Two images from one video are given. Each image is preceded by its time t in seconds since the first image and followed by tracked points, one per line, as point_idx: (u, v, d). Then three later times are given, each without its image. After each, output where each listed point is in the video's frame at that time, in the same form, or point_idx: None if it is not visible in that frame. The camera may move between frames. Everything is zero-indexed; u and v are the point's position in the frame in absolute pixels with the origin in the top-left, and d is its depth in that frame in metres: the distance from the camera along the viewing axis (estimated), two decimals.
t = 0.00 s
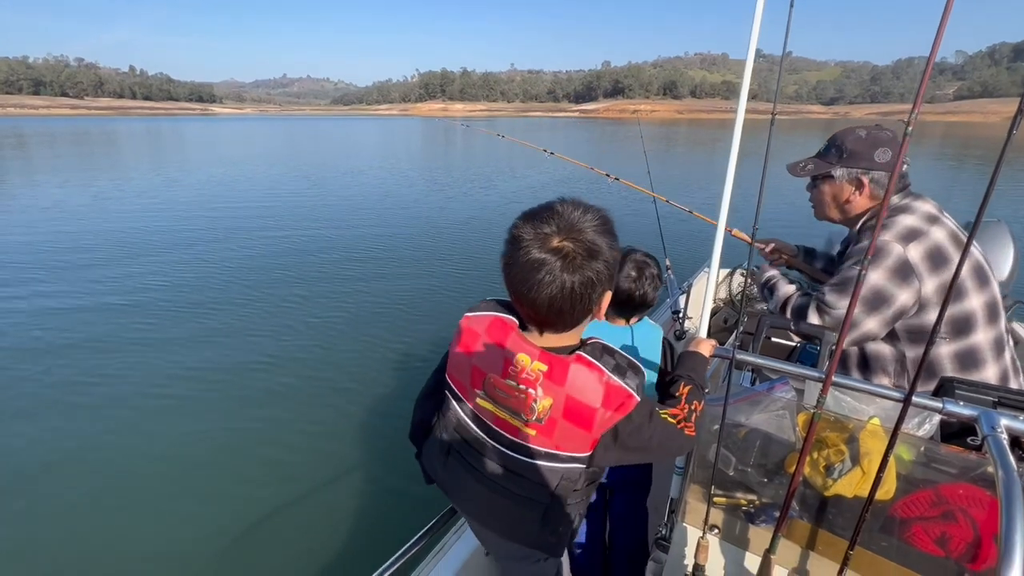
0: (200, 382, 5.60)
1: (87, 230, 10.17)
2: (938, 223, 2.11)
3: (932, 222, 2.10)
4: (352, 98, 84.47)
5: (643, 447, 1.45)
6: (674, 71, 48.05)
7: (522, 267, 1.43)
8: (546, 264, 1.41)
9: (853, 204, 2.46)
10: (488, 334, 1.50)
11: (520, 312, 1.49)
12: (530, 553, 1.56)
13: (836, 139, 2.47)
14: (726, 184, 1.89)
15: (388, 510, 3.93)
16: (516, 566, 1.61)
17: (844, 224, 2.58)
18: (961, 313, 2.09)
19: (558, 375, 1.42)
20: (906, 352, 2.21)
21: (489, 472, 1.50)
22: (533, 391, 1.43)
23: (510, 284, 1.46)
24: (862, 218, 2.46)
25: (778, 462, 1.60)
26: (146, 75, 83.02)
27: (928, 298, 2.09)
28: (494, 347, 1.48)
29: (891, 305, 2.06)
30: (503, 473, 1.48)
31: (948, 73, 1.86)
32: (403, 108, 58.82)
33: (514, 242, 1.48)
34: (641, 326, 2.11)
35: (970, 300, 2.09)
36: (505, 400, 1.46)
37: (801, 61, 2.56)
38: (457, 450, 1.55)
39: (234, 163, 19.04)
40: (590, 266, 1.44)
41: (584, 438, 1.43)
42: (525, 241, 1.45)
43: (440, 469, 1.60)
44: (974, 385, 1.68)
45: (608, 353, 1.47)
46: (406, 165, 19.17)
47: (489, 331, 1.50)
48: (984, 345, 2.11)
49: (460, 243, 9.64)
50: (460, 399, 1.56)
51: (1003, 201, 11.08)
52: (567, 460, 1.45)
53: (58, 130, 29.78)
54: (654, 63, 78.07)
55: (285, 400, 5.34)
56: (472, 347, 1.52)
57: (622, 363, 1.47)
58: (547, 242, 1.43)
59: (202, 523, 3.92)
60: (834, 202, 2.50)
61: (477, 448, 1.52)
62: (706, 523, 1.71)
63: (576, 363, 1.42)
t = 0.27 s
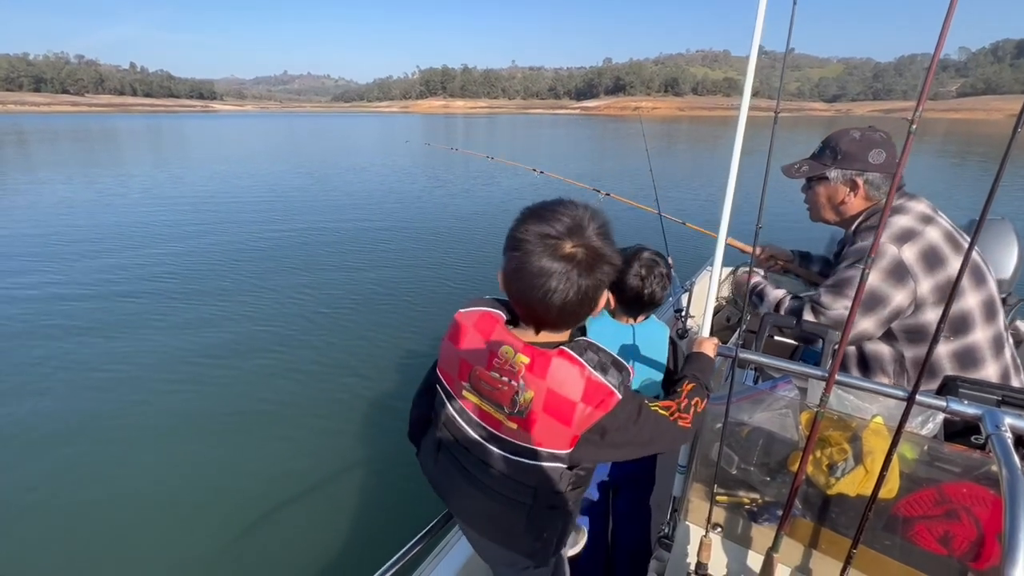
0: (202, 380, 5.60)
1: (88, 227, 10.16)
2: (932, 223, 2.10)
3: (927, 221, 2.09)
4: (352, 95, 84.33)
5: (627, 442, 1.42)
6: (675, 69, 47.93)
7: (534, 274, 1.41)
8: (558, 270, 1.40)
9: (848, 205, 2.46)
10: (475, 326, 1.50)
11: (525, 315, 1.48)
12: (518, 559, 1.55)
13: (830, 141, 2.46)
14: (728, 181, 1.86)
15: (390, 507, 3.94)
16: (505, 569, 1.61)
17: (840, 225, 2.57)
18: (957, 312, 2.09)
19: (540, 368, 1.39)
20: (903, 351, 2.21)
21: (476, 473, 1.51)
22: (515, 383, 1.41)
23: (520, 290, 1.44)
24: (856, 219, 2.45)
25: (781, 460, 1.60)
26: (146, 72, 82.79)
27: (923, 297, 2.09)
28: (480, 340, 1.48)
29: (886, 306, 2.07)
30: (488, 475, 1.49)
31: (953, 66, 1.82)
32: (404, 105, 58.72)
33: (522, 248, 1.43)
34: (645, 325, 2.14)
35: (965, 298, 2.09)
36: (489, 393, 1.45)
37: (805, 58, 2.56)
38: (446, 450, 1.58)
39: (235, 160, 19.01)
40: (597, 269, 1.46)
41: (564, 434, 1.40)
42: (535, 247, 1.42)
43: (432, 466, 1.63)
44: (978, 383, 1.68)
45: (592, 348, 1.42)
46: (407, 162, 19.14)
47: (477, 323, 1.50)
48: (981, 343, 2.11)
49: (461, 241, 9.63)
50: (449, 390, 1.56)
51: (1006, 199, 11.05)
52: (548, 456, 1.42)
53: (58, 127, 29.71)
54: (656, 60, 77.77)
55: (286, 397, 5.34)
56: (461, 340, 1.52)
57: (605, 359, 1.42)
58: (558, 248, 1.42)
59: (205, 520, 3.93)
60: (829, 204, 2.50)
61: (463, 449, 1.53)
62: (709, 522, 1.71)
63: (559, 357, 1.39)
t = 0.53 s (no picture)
0: (204, 378, 5.60)
1: (90, 226, 10.16)
2: (930, 223, 2.10)
3: (924, 222, 2.10)
4: (353, 93, 84.23)
5: (613, 440, 1.40)
6: (677, 66, 47.83)
7: (532, 273, 1.40)
8: (554, 268, 1.40)
9: (844, 208, 2.45)
10: (460, 328, 1.51)
11: (519, 317, 1.46)
12: (513, 562, 1.54)
13: (824, 144, 2.45)
14: (731, 178, 1.83)
15: (392, 505, 3.95)
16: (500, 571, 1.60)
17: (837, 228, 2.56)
18: (958, 312, 2.09)
19: (522, 366, 1.38)
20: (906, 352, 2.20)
21: (467, 476, 1.50)
22: (499, 383, 1.40)
23: (515, 288, 1.41)
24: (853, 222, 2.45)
25: (782, 459, 1.60)
26: (147, 70, 82.80)
27: (925, 298, 2.08)
28: (465, 340, 1.48)
29: (889, 308, 2.05)
30: (478, 477, 1.48)
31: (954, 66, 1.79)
32: (405, 103, 58.68)
33: (518, 247, 1.41)
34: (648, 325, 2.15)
35: (966, 297, 2.08)
36: (474, 393, 1.44)
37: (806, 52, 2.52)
38: (440, 453, 1.59)
39: (236, 158, 19.00)
40: (592, 268, 1.46)
41: (549, 432, 1.37)
42: (531, 245, 1.41)
43: (430, 469, 1.66)
44: (980, 383, 1.68)
45: (575, 346, 1.42)
46: (408, 160, 19.12)
47: (462, 324, 1.51)
48: (983, 343, 2.10)
49: (462, 239, 9.63)
50: (437, 393, 1.57)
51: (1008, 197, 11.03)
52: (535, 455, 1.39)
53: (58, 125, 29.72)
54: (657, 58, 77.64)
55: (288, 396, 5.35)
56: (446, 342, 1.53)
57: (589, 357, 1.41)
58: (554, 246, 1.41)
59: (207, 519, 3.94)
60: (826, 208, 2.49)
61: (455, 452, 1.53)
62: (711, 521, 1.72)
63: (540, 355, 1.37)
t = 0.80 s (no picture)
0: (205, 378, 5.60)
1: (91, 225, 10.17)
2: (944, 221, 2.11)
3: (938, 221, 2.09)
4: (355, 92, 84.21)
5: (607, 438, 1.40)
6: (678, 65, 47.76)
7: (515, 270, 1.39)
8: (538, 264, 1.40)
9: (855, 204, 2.44)
10: (451, 328, 1.51)
11: (506, 316, 1.44)
12: (509, 563, 1.54)
13: (834, 140, 2.43)
14: (731, 178, 1.83)
15: (393, 505, 3.96)
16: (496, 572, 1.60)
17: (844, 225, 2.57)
18: (969, 313, 2.08)
19: (513, 365, 1.38)
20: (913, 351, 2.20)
21: (465, 476, 1.51)
22: (491, 382, 1.40)
23: (500, 286, 1.41)
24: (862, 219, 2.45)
25: (783, 459, 1.60)
26: (148, 69, 82.88)
27: (938, 298, 2.07)
28: (456, 339, 1.49)
29: (904, 308, 2.04)
30: (475, 478, 1.48)
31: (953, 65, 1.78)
32: (405, 103, 58.68)
33: (501, 245, 1.42)
34: (649, 326, 2.14)
35: (978, 298, 2.07)
36: (467, 392, 1.45)
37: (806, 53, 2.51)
38: (439, 453, 1.59)
39: (237, 158, 19.00)
40: (576, 264, 1.46)
41: (542, 431, 1.36)
42: (514, 242, 1.41)
43: (429, 468, 1.67)
44: (982, 382, 1.68)
45: (567, 343, 1.41)
46: (408, 159, 19.11)
47: (453, 325, 1.52)
48: (992, 343, 2.10)
49: (463, 239, 9.62)
50: (432, 394, 1.57)
51: (1010, 196, 11.01)
52: (528, 455, 1.39)
53: (60, 125, 29.76)
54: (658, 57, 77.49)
55: (289, 396, 5.35)
56: (439, 342, 1.53)
57: (581, 354, 1.40)
58: (537, 242, 1.41)
59: (209, 519, 3.94)
60: (835, 204, 2.48)
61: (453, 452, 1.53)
62: (711, 521, 1.71)
63: (532, 354, 1.37)
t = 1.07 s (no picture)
0: (206, 378, 5.60)
1: (92, 225, 10.19)
2: (974, 217, 2.12)
3: (968, 216, 2.10)
4: (355, 92, 84.22)
5: (609, 438, 1.39)
6: (679, 65, 47.72)
7: (512, 264, 1.39)
8: (534, 257, 1.39)
9: (886, 194, 2.42)
10: (451, 329, 1.50)
11: (504, 313, 1.43)
12: (510, 563, 1.53)
13: (859, 132, 2.41)
14: (735, 177, 1.83)
15: (394, 505, 3.95)
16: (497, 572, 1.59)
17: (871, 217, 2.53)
18: (989, 311, 2.07)
19: (513, 366, 1.38)
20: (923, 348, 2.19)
21: (467, 476, 1.50)
22: (491, 384, 1.40)
23: (497, 280, 1.40)
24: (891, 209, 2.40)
25: (787, 458, 1.59)
26: (148, 70, 82.98)
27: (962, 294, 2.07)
28: (456, 341, 1.48)
29: (929, 305, 2.02)
30: (478, 478, 1.47)
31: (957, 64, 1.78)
32: (406, 103, 58.70)
33: (497, 239, 1.42)
34: (651, 325, 2.13)
35: (999, 297, 2.07)
36: (467, 395, 1.44)
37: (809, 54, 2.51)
38: (441, 452, 1.58)
39: (237, 158, 19.03)
40: (574, 257, 1.44)
41: (544, 433, 1.35)
42: (510, 236, 1.41)
43: (431, 467, 1.66)
44: (988, 381, 1.67)
45: (568, 343, 1.40)
46: (409, 159, 19.12)
47: (453, 326, 1.51)
48: (1005, 343, 2.09)
49: (464, 238, 9.62)
50: (433, 396, 1.56)
51: (1013, 197, 10.99)
52: (530, 457, 1.38)
53: (61, 125, 29.83)
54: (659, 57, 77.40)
55: (290, 395, 5.35)
56: (439, 344, 1.53)
57: (583, 354, 1.39)
58: (533, 236, 1.41)
59: (209, 518, 3.94)
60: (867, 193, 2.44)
61: (455, 452, 1.52)
62: (714, 520, 1.70)
63: (533, 355, 1.36)
